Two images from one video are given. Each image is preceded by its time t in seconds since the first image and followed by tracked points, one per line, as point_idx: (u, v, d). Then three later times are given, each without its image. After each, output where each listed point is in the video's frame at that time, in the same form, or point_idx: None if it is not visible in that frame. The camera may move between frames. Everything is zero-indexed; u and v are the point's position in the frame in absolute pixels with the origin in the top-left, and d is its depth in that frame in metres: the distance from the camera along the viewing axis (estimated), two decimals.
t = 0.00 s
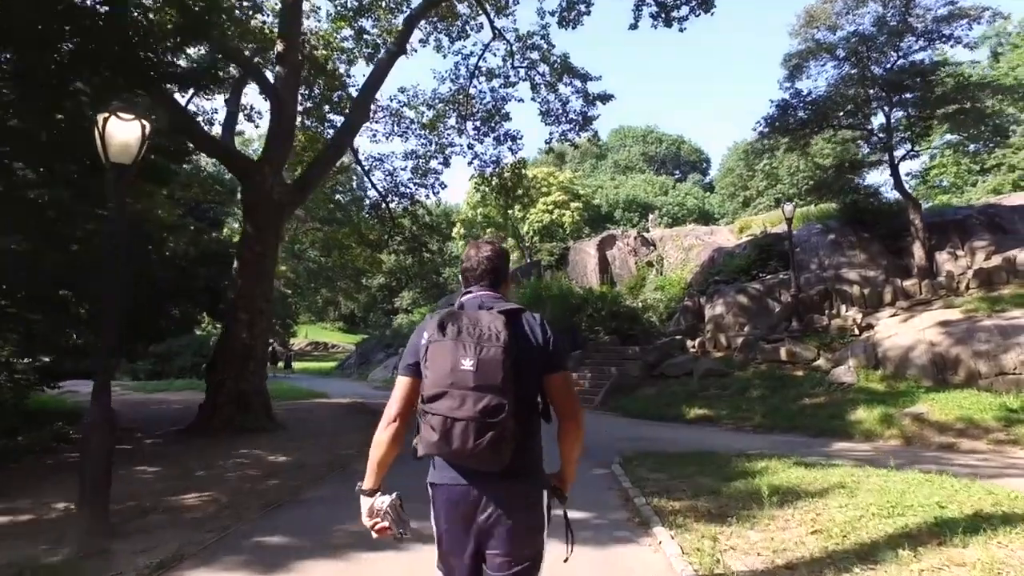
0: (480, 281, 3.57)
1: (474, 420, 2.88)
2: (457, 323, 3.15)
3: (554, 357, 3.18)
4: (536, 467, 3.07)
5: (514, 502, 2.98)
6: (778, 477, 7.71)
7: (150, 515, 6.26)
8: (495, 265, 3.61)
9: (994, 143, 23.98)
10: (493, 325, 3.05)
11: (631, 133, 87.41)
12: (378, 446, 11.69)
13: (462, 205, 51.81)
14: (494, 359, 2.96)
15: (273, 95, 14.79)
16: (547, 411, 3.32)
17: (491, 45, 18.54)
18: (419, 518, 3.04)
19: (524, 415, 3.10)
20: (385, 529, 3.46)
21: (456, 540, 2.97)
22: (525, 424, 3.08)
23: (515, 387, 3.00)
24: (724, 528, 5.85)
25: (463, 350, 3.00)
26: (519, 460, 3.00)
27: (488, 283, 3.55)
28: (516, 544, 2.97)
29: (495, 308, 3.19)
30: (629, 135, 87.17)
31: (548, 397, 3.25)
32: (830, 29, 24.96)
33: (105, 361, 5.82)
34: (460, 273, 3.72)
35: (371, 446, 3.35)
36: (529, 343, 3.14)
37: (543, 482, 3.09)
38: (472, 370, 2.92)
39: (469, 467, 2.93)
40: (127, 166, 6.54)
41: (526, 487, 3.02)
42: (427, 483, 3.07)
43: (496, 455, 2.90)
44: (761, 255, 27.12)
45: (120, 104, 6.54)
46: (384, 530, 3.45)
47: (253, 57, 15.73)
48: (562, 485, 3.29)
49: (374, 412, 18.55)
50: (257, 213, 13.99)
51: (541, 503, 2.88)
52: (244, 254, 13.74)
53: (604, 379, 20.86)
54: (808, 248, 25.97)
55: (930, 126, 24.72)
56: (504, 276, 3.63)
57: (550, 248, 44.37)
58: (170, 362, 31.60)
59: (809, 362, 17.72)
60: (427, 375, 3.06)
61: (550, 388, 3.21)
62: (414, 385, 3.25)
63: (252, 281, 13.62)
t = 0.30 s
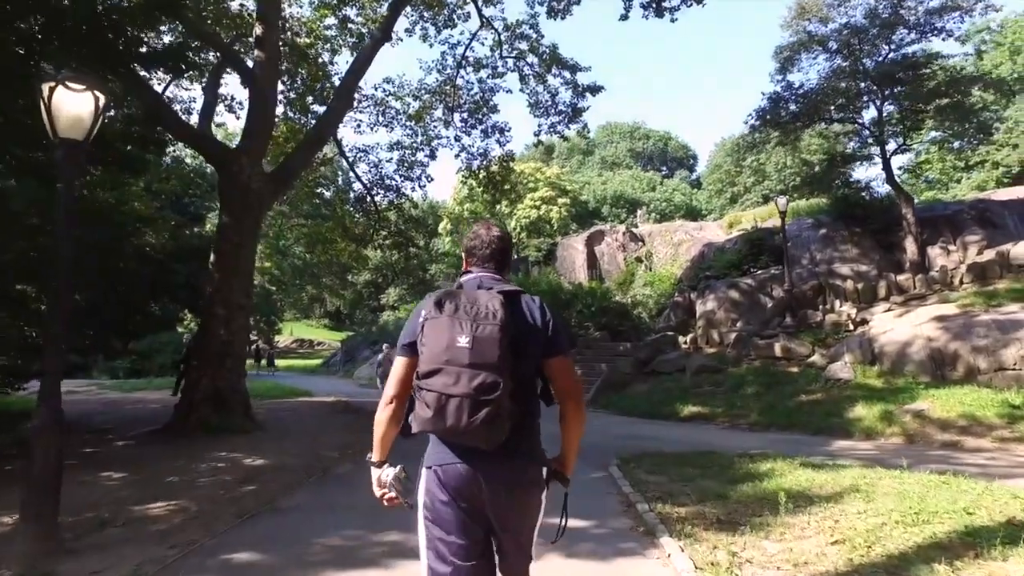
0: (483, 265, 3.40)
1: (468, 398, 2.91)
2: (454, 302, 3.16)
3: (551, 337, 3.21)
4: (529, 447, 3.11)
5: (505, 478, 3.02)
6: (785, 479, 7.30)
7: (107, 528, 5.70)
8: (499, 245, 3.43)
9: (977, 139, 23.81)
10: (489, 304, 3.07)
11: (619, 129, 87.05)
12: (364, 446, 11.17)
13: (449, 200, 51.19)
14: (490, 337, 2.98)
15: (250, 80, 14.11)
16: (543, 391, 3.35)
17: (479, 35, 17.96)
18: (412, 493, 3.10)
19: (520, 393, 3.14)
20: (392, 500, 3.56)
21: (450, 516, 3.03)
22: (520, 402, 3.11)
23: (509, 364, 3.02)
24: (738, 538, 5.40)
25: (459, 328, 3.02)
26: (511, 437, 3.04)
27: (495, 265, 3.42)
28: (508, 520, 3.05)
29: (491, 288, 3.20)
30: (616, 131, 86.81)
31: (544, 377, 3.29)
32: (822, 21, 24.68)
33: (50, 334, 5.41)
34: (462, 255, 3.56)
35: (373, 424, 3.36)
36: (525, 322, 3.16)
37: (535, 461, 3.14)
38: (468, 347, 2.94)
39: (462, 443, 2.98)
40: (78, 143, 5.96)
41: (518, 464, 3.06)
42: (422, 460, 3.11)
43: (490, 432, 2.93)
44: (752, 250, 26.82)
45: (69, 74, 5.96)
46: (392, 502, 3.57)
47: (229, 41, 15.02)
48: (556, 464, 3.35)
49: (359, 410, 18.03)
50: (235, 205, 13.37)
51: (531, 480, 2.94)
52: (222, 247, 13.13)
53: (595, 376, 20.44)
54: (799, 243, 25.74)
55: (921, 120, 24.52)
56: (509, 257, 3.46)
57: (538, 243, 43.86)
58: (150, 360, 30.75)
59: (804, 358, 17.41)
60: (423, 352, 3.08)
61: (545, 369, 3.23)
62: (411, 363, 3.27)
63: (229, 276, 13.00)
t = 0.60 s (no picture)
0: (498, 282, 3.45)
1: (493, 416, 2.93)
2: (477, 318, 3.17)
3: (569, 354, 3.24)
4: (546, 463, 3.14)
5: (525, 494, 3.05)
6: (801, 486, 6.84)
7: (65, 546, 5.21)
8: (513, 259, 3.50)
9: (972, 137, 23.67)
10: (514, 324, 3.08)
11: (612, 125, 86.53)
12: (352, 449, 10.68)
13: (441, 197, 50.60)
14: (515, 357, 2.99)
15: (233, 66, 13.47)
16: (557, 405, 3.39)
17: (472, 25, 17.38)
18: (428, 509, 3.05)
19: (539, 410, 3.16)
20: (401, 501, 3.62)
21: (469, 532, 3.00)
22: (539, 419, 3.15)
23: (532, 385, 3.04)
24: (759, 553, 4.95)
25: (484, 346, 3.02)
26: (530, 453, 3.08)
27: (510, 278, 3.48)
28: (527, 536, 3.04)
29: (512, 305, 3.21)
30: (609, 128, 86.33)
31: (559, 393, 3.33)
32: (819, 13, 24.35)
33: None
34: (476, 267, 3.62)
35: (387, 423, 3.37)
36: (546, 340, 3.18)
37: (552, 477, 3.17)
38: (494, 367, 2.95)
39: (484, 461, 2.98)
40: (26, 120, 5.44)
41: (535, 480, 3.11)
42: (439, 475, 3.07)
43: (513, 450, 2.96)
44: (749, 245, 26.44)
45: (17, 46, 5.48)
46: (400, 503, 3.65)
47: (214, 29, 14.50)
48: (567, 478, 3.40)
49: (349, 410, 17.55)
50: (218, 198, 12.80)
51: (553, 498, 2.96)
52: (203, 243, 12.54)
53: (591, 375, 20.01)
54: (797, 239, 25.38)
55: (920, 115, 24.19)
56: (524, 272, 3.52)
57: (531, 240, 43.32)
58: (135, 360, 30.07)
59: (805, 356, 17.05)
60: (446, 367, 3.08)
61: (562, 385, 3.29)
62: (427, 373, 3.29)
63: (211, 271, 12.43)
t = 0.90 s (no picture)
0: (490, 256, 3.32)
1: (484, 392, 2.85)
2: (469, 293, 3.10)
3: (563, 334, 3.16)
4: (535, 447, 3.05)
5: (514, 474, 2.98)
6: (814, 490, 6.35)
7: (4, 565, 4.65)
8: (502, 235, 3.35)
9: (965, 133, 23.57)
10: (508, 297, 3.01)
11: (606, 122, 86.01)
12: (336, 450, 10.16)
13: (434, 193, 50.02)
14: (507, 332, 2.92)
15: (212, 48, 12.77)
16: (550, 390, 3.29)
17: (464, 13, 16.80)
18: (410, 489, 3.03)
19: (530, 390, 3.09)
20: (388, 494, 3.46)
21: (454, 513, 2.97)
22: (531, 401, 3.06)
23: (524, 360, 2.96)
24: (778, 569, 4.45)
25: (476, 321, 2.94)
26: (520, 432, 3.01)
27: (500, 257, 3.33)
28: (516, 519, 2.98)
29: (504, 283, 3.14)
30: (603, 125, 85.81)
31: (552, 376, 3.23)
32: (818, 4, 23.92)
33: None
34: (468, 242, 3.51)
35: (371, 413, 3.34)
36: (540, 317, 3.10)
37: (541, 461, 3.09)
38: (486, 340, 2.87)
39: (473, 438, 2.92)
40: None
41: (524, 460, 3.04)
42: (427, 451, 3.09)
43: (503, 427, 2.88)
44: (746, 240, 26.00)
45: None
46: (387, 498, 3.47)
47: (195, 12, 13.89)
48: (553, 462, 3.32)
49: (337, 409, 17.01)
50: (197, 187, 12.12)
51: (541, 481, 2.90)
52: (181, 235, 11.92)
53: (587, 372, 19.54)
54: (795, 233, 24.99)
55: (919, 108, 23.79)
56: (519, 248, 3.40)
57: (525, 236, 42.74)
58: (120, 358, 29.35)
59: (806, 351, 16.63)
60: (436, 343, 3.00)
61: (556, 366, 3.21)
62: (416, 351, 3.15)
63: (189, 264, 11.81)
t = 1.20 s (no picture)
0: (470, 254, 3.51)
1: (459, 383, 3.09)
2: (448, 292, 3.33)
3: (537, 327, 3.36)
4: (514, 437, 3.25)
5: (493, 461, 3.20)
6: (829, 490, 5.88)
7: None
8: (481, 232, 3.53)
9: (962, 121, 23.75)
10: (479, 293, 3.24)
11: (599, 110, 85.17)
12: (320, 447, 9.66)
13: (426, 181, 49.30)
14: (480, 327, 3.15)
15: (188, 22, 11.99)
16: (530, 380, 3.48)
17: None
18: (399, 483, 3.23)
19: (506, 381, 3.30)
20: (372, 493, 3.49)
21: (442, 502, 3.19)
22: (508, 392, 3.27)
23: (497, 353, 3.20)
24: None
25: (451, 317, 3.17)
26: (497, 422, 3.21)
27: (482, 254, 3.52)
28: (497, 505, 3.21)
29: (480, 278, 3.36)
30: (596, 113, 84.97)
31: (532, 369, 3.44)
32: None
33: None
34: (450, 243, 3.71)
35: (361, 408, 3.33)
36: (515, 312, 3.31)
37: (521, 449, 3.29)
38: (459, 335, 3.12)
39: (451, 429, 3.17)
40: None
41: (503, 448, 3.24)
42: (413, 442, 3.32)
43: (479, 418, 3.10)
44: (743, 228, 25.54)
45: None
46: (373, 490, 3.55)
47: None
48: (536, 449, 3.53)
49: (325, 402, 16.53)
50: (174, 171, 11.49)
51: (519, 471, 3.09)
52: (157, 222, 11.30)
53: (582, 362, 19.10)
54: (793, 221, 24.55)
55: (919, 92, 23.32)
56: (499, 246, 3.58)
57: (518, 224, 42.08)
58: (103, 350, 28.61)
59: (806, 341, 16.24)
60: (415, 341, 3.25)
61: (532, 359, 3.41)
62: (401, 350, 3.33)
63: (166, 253, 11.22)
